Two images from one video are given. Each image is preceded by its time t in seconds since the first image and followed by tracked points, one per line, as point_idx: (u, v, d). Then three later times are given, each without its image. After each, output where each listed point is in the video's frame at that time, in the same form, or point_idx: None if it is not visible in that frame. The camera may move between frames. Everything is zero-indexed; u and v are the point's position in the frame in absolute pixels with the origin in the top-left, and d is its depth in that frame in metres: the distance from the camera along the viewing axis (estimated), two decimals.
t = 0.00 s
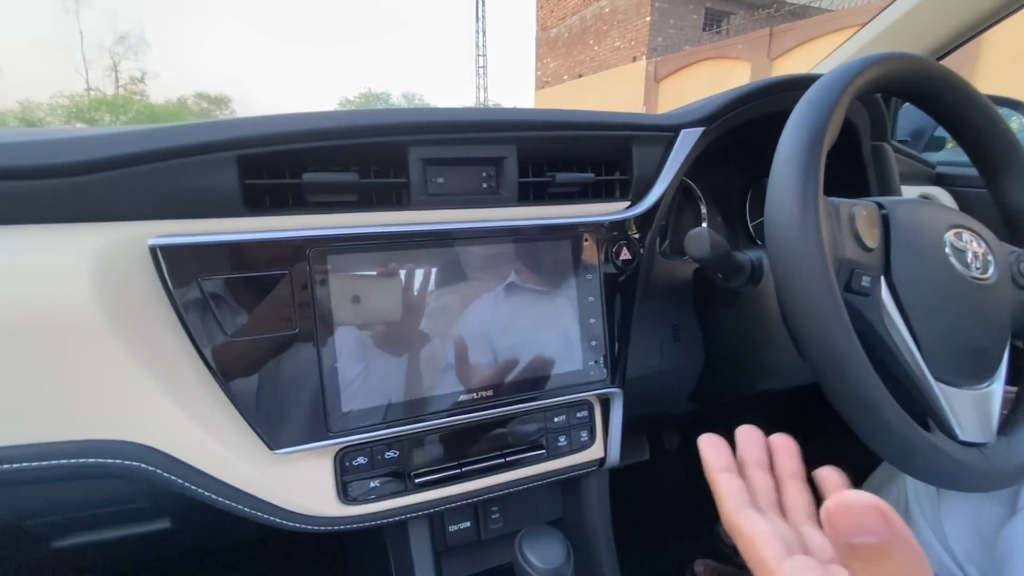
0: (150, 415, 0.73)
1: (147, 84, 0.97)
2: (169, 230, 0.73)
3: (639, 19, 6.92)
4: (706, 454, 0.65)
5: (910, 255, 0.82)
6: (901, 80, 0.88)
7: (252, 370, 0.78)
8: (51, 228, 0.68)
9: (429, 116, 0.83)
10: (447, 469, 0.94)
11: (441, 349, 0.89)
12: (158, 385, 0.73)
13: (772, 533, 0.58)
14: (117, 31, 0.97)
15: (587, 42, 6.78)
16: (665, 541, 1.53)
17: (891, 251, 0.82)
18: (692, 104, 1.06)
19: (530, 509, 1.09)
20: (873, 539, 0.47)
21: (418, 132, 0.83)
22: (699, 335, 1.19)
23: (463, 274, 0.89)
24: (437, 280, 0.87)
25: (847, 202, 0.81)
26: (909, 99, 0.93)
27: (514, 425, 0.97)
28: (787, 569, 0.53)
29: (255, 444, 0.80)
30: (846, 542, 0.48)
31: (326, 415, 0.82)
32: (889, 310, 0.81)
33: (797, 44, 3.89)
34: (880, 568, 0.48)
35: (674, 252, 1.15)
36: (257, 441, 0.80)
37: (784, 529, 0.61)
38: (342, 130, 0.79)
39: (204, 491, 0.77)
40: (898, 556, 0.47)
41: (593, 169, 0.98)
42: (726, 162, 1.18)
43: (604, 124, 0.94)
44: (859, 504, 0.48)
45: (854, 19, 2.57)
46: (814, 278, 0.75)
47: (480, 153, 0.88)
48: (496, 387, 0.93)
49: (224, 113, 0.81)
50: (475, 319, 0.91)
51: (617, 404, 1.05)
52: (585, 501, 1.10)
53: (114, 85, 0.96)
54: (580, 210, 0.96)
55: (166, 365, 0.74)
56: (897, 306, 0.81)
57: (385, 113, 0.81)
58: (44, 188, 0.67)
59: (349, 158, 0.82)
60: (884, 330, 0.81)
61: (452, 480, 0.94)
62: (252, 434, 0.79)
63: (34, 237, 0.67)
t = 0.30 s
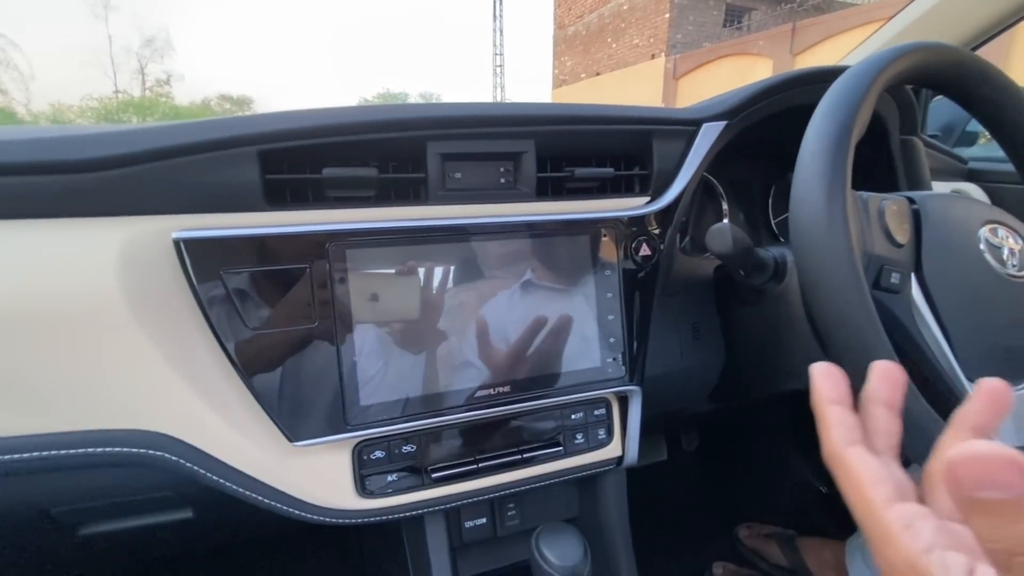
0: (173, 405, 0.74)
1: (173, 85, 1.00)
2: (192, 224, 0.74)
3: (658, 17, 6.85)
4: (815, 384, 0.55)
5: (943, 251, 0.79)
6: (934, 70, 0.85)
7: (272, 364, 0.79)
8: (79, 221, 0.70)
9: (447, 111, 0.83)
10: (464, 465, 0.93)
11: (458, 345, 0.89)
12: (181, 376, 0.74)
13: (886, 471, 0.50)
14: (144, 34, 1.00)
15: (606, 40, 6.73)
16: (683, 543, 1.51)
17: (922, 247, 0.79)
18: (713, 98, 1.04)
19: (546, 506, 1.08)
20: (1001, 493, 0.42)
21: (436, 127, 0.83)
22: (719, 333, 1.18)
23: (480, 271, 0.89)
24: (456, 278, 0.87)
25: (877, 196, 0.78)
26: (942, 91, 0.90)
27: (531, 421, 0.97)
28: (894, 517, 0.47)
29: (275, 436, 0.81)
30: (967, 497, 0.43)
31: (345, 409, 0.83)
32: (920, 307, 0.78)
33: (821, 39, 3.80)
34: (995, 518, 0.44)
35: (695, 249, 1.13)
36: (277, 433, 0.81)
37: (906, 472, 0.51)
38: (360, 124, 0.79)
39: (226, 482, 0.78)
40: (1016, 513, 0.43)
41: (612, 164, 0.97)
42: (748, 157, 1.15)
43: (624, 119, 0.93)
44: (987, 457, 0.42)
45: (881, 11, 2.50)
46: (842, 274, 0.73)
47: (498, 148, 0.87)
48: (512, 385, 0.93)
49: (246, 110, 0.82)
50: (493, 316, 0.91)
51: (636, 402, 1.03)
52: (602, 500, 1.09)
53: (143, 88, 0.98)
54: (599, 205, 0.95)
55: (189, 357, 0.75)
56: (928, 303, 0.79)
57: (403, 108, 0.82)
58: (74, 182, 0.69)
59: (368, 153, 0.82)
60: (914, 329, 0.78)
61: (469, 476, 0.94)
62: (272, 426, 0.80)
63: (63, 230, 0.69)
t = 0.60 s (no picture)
0: (203, 396, 0.76)
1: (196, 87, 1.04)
2: (221, 219, 0.76)
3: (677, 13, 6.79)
4: (914, 434, 0.54)
5: (974, 248, 0.77)
6: (965, 63, 0.83)
7: (295, 358, 0.80)
8: (113, 217, 0.72)
9: (467, 108, 0.84)
10: (483, 460, 0.94)
11: (474, 342, 0.89)
12: (210, 368, 0.76)
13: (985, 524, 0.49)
14: (168, 37, 1.06)
15: (623, 38, 6.69)
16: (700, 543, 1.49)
17: (952, 245, 0.78)
18: (736, 93, 1.03)
19: (564, 503, 1.09)
20: None
21: (457, 124, 0.84)
22: (741, 332, 1.17)
23: (497, 269, 0.89)
24: (472, 275, 0.87)
25: (906, 192, 0.77)
26: (973, 84, 0.88)
27: (549, 418, 0.97)
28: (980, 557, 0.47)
29: (300, 427, 0.82)
30: None
31: (367, 402, 0.84)
32: (949, 306, 0.77)
33: (844, 33, 3.72)
34: None
35: (717, 247, 1.12)
36: (302, 425, 0.82)
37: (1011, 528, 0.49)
38: (383, 121, 0.80)
39: (252, 472, 0.80)
40: None
41: (633, 160, 0.96)
42: (770, 153, 1.13)
43: (645, 115, 0.93)
44: None
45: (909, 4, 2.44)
46: (869, 272, 0.71)
47: (518, 145, 0.88)
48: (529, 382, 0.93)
49: (270, 108, 0.84)
50: (510, 313, 0.91)
51: (655, 400, 1.03)
52: (620, 497, 1.09)
53: (166, 89, 1.03)
54: (619, 202, 0.95)
55: (218, 350, 0.77)
56: (957, 301, 0.77)
57: (425, 105, 0.82)
58: (109, 178, 0.71)
59: (390, 150, 0.83)
60: (944, 328, 0.76)
61: (488, 470, 0.95)
62: (297, 418, 0.82)
63: (99, 225, 0.72)
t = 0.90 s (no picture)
0: (230, 389, 0.79)
1: (216, 88, 1.09)
2: (248, 217, 0.78)
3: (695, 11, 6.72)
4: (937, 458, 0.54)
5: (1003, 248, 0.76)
6: (996, 58, 0.82)
7: (316, 354, 0.82)
8: (147, 214, 0.74)
9: (487, 108, 0.85)
10: (501, 456, 0.95)
11: (490, 341, 0.90)
12: (238, 362, 0.78)
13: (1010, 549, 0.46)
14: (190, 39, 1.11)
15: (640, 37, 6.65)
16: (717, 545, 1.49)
17: (981, 244, 0.76)
18: (758, 91, 1.02)
19: (581, 501, 1.09)
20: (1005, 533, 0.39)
21: (478, 124, 0.84)
22: (760, 332, 1.16)
23: (513, 268, 0.90)
24: (488, 274, 0.88)
25: (933, 191, 0.76)
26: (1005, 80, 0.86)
27: (567, 415, 0.98)
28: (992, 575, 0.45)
29: (323, 421, 0.84)
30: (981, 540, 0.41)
31: (387, 397, 0.85)
32: (976, 307, 0.75)
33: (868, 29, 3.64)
34: None
35: (737, 246, 1.12)
36: (326, 418, 0.84)
37: None
38: (405, 121, 0.81)
39: (277, 464, 0.82)
40: None
41: (652, 159, 0.96)
42: (792, 152, 1.12)
43: (665, 113, 0.92)
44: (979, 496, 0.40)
45: None
46: (895, 272, 0.70)
47: (538, 144, 0.88)
48: (546, 380, 0.93)
49: (294, 108, 0.86)
50: (526, 312, 0.92)
51: (674, 399, 1.03)
52: (637, 496, 1.09)
53: (189, 91, 1.07)
54: (639, 201, 0.95)
55: (244, 344, 0.79)
56: (985, 302, 0.76)
57: (446, 105, 0.83)
58: (142, 177, 0.73)
59: (412, 149, 0.84)
60: (971, 329, 0.75)
61: (506, 467, 0.95)
62: (320, 412, 0.84)
63: (133, 223, 0.74)
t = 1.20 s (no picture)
0: (255, 382, 0.81)
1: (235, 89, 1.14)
2: (275, 215, 0.80)
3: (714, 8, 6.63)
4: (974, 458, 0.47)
5: None
6: None
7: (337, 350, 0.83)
8: (177, 212, 0.76)
9: (507, 107, 0.85)
10: (518, 453, 0.95)
11: (503, 340, 0.91)
12: (263, 356, 0.80)
13: None
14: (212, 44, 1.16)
15: (657, 35, 6.61)
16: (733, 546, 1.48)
17: (1010, 244, 0.75)
18: (779, 88, 1.01)
19: (598, 499, 1.09)
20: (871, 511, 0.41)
21: (498, 123, 0.85)
22: (780, 332, 1.15)
23: (529, 267, 0.90)
24: (503, 273, 0.89)
25: (960, 190, 0.74)
26: None
27: (584, 413, 0.98)
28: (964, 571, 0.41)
29: (346, 415, 0.86)
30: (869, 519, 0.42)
31: (408, 393, 0.87)
32: (1005, 308, 0.74)
33: (893, 25, 3.56)
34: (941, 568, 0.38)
35: (757, 246, 1.11)
36: (348, 413, 0.86)
37: None
38: (426, 121, 0.82)
39: (300, 457, 0.84)
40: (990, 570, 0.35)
41: (671, 158, 0.96)
42: (813, 150, 1.11)
43: (685, 112, 0.92)
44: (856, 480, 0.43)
45: None
46: (920, 272, 0.69)
47: (557, 143, 0.89)
48: (563, 378, 0.94)
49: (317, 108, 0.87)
50: (541, 311, 0.92)
51: (692, 398, 1.02)
52: (654, 494, 1.09)
53: (209, 92, 1.12)
54: (659, 199, 0.94)
55: (269, 339, 0.81)
56: (1014, 302, 0.75)
57: (467, 105, 0.84)
58: (173, 176, 0.75)
59: (432, 149, 0.85)
60: (999, 330, 0.74)
61: (523, 464, 0.96)
62: (342, 406, 0.85)
63: (164, 220, 0.76)
